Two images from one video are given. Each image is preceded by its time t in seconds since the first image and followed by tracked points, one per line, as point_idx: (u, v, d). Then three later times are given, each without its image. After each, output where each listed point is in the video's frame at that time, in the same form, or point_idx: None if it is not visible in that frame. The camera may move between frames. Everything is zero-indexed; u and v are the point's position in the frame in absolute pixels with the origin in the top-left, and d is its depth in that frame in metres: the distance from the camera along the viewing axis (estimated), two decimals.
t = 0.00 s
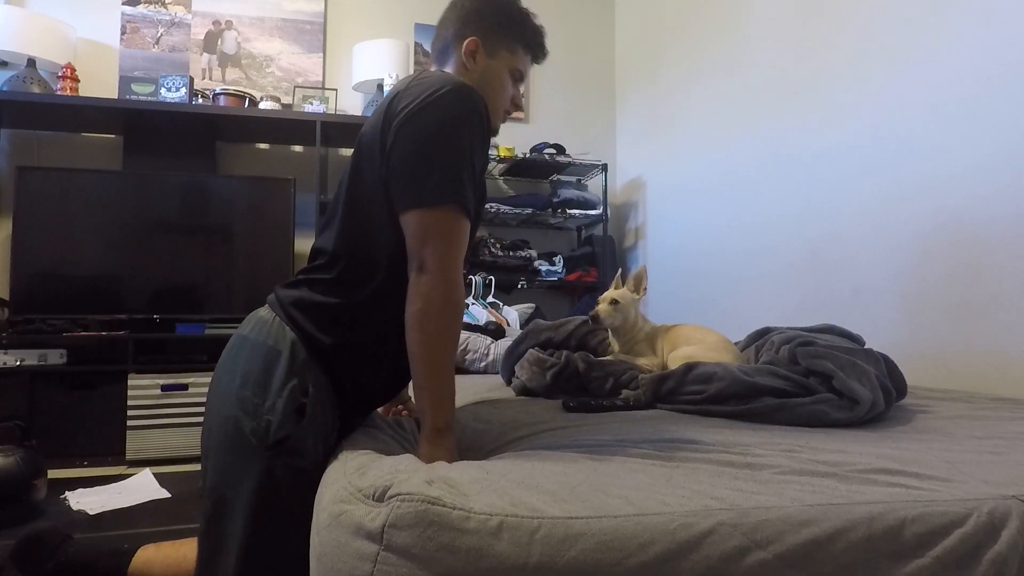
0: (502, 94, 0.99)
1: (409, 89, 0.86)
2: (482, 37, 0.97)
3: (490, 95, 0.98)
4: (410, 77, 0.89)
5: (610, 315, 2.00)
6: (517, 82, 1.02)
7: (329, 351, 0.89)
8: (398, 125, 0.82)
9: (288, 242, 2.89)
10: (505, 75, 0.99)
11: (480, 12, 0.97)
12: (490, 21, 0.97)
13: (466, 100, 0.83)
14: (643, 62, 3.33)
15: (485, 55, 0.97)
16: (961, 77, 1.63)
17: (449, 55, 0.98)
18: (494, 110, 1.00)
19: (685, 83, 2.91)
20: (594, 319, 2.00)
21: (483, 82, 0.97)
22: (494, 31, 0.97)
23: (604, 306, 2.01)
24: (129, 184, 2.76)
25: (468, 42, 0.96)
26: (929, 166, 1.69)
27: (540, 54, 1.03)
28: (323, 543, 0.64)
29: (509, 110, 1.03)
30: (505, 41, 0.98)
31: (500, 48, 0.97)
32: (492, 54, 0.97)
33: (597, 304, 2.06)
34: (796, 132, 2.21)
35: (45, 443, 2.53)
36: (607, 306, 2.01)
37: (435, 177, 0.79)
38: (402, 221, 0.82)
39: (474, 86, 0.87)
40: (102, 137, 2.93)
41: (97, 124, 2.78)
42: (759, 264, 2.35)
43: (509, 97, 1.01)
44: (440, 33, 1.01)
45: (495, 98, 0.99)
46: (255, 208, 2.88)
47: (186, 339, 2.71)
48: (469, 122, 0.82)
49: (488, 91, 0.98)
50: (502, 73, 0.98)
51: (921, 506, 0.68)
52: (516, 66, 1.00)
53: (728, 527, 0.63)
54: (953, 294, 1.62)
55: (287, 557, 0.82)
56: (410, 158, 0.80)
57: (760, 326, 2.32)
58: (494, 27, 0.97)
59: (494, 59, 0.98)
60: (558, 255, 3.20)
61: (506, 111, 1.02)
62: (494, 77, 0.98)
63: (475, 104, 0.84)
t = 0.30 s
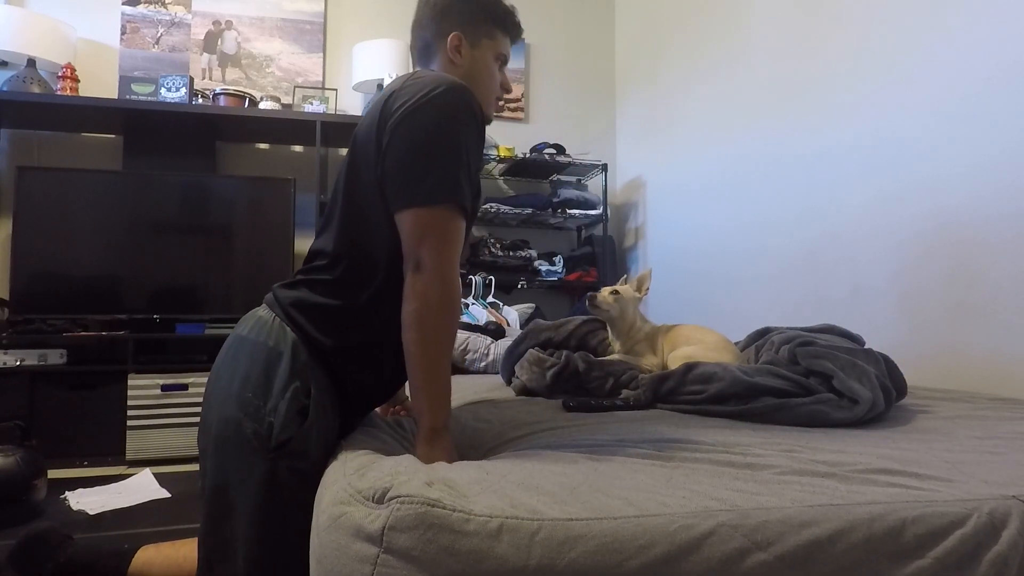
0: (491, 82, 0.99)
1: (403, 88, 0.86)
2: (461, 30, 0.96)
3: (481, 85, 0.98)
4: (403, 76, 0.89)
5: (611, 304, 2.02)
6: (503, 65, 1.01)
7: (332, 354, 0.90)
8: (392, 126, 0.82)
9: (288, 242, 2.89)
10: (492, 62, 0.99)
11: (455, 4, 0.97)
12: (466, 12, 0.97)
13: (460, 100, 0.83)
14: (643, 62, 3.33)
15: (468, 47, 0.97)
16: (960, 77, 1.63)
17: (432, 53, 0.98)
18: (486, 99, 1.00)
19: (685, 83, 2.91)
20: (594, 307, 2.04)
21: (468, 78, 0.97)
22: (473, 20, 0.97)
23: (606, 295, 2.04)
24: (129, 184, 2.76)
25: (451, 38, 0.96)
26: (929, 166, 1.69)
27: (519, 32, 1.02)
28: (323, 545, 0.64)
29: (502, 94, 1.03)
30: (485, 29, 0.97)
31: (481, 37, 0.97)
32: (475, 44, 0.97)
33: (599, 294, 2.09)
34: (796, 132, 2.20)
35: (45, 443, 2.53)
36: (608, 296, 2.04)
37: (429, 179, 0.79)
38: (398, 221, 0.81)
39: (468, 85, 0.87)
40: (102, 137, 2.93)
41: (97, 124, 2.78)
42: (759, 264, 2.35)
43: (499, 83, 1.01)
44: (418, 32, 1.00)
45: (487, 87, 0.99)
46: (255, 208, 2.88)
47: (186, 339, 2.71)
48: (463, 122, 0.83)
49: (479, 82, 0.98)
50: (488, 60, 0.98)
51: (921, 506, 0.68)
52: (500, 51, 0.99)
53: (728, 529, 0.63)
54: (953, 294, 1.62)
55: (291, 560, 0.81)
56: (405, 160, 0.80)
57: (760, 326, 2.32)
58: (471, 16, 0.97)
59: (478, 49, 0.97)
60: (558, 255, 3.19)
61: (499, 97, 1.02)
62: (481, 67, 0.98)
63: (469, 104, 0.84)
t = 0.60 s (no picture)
0: (483, 71, 1.00)
1: (395, 88, 0.86)
2: (447, 23, 0.96)
3: (474, 75, 0.99)
4: (395, 75, 0.89)
5: (612, 301, 2.02)
6: (492, 52, 1.02)
7: (327, 353, 0.89)
8: (384, 125, 0.82)
9: (289, 242, 2.89)
10: (481, 51, 0.99)
11: None
12: (450, 4, 0.96)
13: (452, 99, 0.83)
14: (643, 62, 3.33)
15: (457, 40, 0.97)
16: (960, 78, 1.63)
17: (422, 50, 0.98)
18: (480, 88, 1.00)
19: (685, 83, 2.91)
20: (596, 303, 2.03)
21: (461, 72, 0.98)
22: (458, 12, 0.96)
23: (608, 292, 2.03)
24: (129, 184, 2.76)
25: (439, 33, 0.96)
26: (929, 166, 1.69)
27: (502, 17, 1.02)
28: (323, 546, 0.64)
29: (495, 81, 1.03)
30: (470, 20, 0.97)
31: (468, 28, 0.97)
32: (463, 36, 0.97)
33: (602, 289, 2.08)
34: (796, 132, 2.20)
35: (45, 443, 2.53)
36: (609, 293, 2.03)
37: (422, 179, 0.79)
38: (391, 221, 0.82)
39: (460, 84, 0.87)
40: (102, 137, 2.93)
41: (97, 124, 2.78)
42: (759, 264, 2.35)
43: (491, 71, 1.01)
44: (404, 30, 1.00)
45: (479, 76, 0.99)
46: (255, 209, 2.88)
47: (185, 339, 2.71)
48: (455, 121, 0.83)
49: (471, 73, 0.98)
50: (477, 50, 0.98)
51: (921, 506, 0.68)
52: (487, 38, 0.99)
53: (729, 529, 0.63)
54: (953, 294, 1.62)
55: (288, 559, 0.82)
56: (397, 160, 0.80)
57: (760, 326, 2.32)
58: (455, 7, 0.96)
59: (467, 41, 0.97)
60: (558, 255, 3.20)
61: (492, 85, 1.03)
62: (472, 58, 0.98)
63: (460, 103, 0.84)
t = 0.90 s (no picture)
0: (475, 67, 1.00)
1: (391, 86, 0.85)
2: (436, 20, 0.96)
3: (467, 72, 0.99)
4: (391, 73, 0.89)
5: (613, 301, 2.02)
6: (482, 47, 1.02)
7: (325, 353, 0.89)
8: (381, 124, 0.82)
9: (288, 242, 2.89)
10: (472, 47, 0.99)
11: None
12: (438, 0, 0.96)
13: (449, 97, 0.83)
14: (643, 62, 3.33)
15: (446, 37, 0.97)
16: (960, 78, 1.63)
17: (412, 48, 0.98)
18: (473, 84, 1.00)
19: (685, 83, 2.91)
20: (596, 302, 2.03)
21: (453, 69, 0.98)
22: (446, 8, 0.96)
23: (608, 291, 2.03)
24: (129, 184, 2.76)
25: (429, 31, 0.96)
26: (928, 167, 1.69)
27: (490, 11, 1.02)
28: (323, 547, 0.64)
29: (487, 75, 1.04)
30: (458, 16, 0.97)
31: (458, 25, 0.97)
32: (452, 32, 0.97)
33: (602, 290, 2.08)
34: (796, 132, 2.20)
35: (46, 443, 2.53)
36: (609, 292, 2.03)
37: (420, 177, 0.79)
38: (388, 219, 0.81)
39: (457, 82, 0.87)
40: (102, 137, 2.93)
41: (97, 124, 2.78)
42: (759, 264, 2.35)
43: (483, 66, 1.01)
44: (393, 30, 1.00)
45: (471, 72, 0.99)
46: (255, 208, 2.88)
47: (185, 339, 2.71)
48: (452, 120, 0.83)
49: (463, 69, 0.98)
50: (468, 46, 0.98)
51: (921, 507, 0.68)
52: (477, 33, 0.99)
53: (729, 530, 0.63)
54: (953, 294, 1.62)
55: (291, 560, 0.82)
56: (395, 159, 0.80)
57: (760, 327, 2.32)
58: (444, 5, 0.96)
59: (456, 38, 0.97)
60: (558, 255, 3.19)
61: (485, 80, 1.03)
62: (463, 54, 0.98)
63: (457, 102, 0.84)
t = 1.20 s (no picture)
0: (473, 66, 1.00)
1: (390, 85, 0.85)
2: (433, 20, 0.96)
3: (465, 71, 0.99)
4: (389, 73, 0.89)
5: (614, 301, 2.01)
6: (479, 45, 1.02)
7: (321, 354, 0.89)
8: (380, 123, 0.82)
9: (289, 242, 2.89)
10: (469, 46, 0.99)
11: None
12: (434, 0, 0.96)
13: (448, 97, 0.84)
14: (643, 62, 3.33)
15: (444, 37, 0.97)
16: (960, 78, 1.63)
17: (410, 49, 0.97)
18: (472, 83, 1.01)
19: (685, 83, 2.91)
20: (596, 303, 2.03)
21: (452, 69, 0.98)
22: (442, 8, 0.96)
23: (608, 292, 2.03)
24: (129, 184, 2.76)
25: (427, 31, 0.96)
26: (928, 166, 1.70)
27: (484, 9, 1.02)
28: (323, 548, 0.64)
29: (485, 72, 1.04)
30: (454, 15, 0.97)
31: (455, 25, 0.97)
32: (449, 32, 0.97)
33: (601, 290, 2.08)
34: (796, 133, 2.21)
35: (46, 443, 2.53)
36: (609, 293, 2.03)
37: (419, 176, 0.79)
38: (387, 219, 0.81)
39: (456, 81, 0.87)
40: (102, 137, 2.93)
41: (97, 124, 2.78)
42: (759, 264, 2.35)
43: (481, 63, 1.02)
44: (389, 31, 1.00)
45: (469, 71, 1.00)
46: (256, 208, 2.88)
47: (185, 339, 2.71)
48: (451, 120, 0.83)
49: (462, 68, 0.99)
50: (466, 45, 0.98)
51: (921, 507, 0.68)
52: (474, 32, 1.00)
53: (729, 531, 0.63)
54: (953, 294, 1.62)
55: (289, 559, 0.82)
56: (394, 158, 0.80)
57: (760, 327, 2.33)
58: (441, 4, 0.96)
59: (454, 37, 0.98)
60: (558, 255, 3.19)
61: (483, 78, 1.03)
62: (461, 54, 0.98)
63: (456, 102, 0.84)
